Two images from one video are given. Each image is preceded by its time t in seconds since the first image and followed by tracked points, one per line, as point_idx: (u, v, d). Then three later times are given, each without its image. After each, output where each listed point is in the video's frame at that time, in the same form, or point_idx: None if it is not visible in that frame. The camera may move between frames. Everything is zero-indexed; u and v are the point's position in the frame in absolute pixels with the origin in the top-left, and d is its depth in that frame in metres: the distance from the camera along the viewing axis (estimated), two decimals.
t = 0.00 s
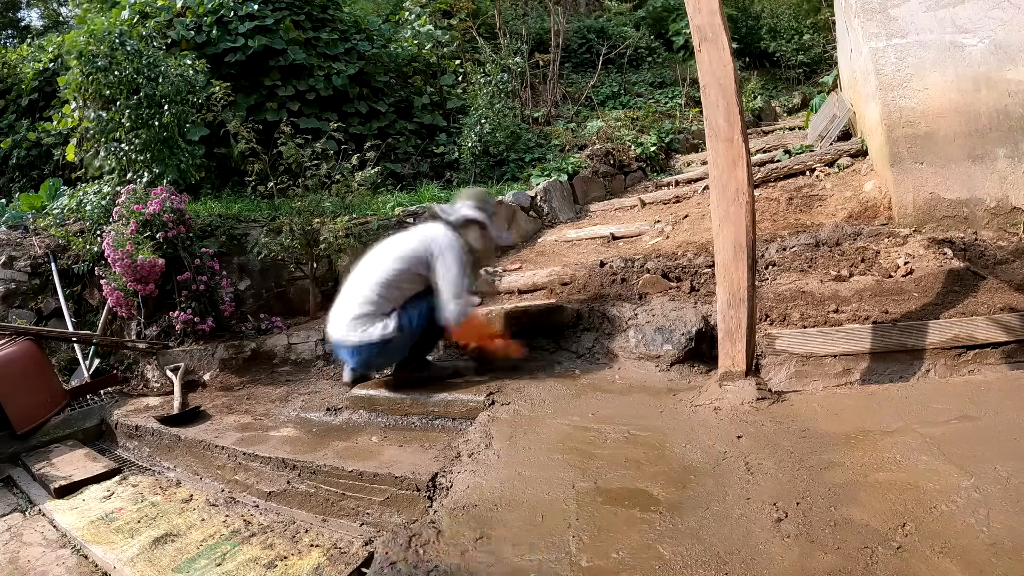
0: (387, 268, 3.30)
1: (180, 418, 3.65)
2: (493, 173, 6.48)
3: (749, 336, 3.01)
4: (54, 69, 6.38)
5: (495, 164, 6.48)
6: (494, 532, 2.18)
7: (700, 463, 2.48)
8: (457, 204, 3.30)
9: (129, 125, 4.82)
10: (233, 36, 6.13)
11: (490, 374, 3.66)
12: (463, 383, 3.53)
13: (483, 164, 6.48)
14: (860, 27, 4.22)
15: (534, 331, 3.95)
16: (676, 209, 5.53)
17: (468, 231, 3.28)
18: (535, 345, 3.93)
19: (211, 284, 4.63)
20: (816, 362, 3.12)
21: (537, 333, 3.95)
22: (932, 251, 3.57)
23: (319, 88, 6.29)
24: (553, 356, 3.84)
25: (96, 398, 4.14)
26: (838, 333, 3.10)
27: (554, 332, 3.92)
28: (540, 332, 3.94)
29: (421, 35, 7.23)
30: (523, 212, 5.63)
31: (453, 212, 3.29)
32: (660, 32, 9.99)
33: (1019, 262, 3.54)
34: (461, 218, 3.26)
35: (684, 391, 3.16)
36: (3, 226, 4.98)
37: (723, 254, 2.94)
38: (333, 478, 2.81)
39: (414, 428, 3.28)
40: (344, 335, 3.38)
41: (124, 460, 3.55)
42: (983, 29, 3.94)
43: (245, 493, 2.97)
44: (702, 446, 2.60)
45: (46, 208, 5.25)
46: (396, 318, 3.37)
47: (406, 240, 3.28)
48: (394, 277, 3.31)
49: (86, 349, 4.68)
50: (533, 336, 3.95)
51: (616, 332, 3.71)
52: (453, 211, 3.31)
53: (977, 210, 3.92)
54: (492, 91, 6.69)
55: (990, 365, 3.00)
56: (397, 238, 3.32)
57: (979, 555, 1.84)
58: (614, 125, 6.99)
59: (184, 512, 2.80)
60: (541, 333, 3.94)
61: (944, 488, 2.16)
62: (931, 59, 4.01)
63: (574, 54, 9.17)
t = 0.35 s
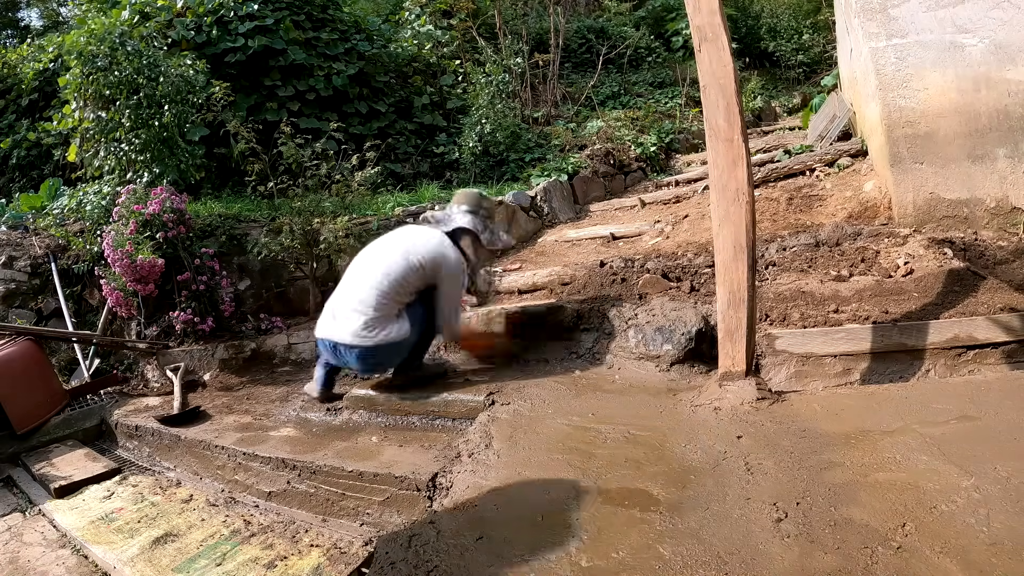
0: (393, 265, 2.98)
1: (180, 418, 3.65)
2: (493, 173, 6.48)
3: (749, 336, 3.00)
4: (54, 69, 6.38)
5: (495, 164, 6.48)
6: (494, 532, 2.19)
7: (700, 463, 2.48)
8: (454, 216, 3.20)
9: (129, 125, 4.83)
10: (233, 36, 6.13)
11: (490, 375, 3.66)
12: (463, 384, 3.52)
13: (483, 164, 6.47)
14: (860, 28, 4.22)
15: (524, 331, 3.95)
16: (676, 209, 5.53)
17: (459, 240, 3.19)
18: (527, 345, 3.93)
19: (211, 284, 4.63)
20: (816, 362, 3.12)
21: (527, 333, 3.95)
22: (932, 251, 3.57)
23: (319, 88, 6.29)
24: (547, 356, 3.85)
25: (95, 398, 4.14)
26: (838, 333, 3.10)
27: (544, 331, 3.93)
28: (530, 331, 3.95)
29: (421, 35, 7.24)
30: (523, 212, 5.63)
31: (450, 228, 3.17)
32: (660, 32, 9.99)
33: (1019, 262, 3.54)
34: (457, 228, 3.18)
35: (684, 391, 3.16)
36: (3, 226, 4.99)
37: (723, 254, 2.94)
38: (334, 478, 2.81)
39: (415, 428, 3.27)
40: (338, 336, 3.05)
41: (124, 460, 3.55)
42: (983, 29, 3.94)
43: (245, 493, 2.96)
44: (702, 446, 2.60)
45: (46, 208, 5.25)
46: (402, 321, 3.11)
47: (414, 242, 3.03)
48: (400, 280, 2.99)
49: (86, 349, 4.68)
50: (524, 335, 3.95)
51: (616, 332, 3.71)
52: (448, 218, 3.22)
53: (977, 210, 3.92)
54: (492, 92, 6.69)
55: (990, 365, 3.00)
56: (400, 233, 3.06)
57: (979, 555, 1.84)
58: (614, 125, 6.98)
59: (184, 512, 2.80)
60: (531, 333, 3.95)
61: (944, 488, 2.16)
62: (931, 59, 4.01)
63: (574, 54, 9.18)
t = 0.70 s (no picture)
0: (392, 265, 2.98)
1: (180, 418, 3.65)
2: (493, 173, 6.48)
3: (750, 336, 3.00)
4: (53, 69, 6.37)
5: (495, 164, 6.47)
6: (494, 532, 2.19)
7: (700, 463, 2.48)
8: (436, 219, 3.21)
9: (129, 125, 4.82)
10: (233, 36, 6.12)
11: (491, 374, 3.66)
12: (464, 384, 3.52)
13: (483, 164, 6.47)
14: (860, 28, 4.22)
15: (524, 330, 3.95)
16: (676, 209, 5.53)
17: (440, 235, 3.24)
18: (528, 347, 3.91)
19: (211, 284, 4.63)
20: (816, 362, 3.12)
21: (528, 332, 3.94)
22: (933, 251, 3.56)
23: (319, 88, 6.29)
24: (547, 356, 3.85)
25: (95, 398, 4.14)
26: (838, 333, 3.10)
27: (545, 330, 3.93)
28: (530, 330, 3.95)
29: (421, 35, 7.24)
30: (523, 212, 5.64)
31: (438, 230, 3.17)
32: (660, 32, 9.99)
33: (1019, 262, 3.54)
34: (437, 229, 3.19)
35: (685, 391, 3.16)
36: (3, 226, 4.99)
37: (723, 254, 2.94)
38: (334, 478, 2.81)
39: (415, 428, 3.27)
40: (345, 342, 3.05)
41: (124, 460, 3.55)
42: (984, 29, 3.94)
43: (245, 493, 2.96)
44: (702, 446, 2.60)
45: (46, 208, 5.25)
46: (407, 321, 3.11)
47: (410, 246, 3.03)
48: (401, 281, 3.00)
49: (86, 349, 4.67)
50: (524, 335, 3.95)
51: (616, 332, 3.71)
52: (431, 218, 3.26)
53: (977, 210, 3.91)
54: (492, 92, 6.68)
55: (990, 365, 3.00)
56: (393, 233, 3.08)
57: (979, 555, 1.84)
58: (614, 125, 6.98)
59: (184, 512, 2.80)
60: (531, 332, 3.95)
61: (944, 488, 2.16)
62: (931, 59, 4.01)
63: (574, 54, 9.18)
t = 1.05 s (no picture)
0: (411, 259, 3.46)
1: (180, 418, 3.65)
2: (493, 173, 6.47)
3: (750, 336, 3.01)
4: (54, 68, 6.37)
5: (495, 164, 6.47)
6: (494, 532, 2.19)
7: (700, 463, 2.48)
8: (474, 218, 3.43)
9: (129, 125, 4.82)
10: (233, 36, 6.12)
11: (490, 373, 3.69)
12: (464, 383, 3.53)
13: (483, 164, 6.47)
14: (860, 27, 4.22)
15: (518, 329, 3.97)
16: (676, 209, 5.53)
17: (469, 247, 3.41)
18: (524, 345, 3.94)
19: (211, 284, 4.63)
20: (816, 362, 3.12)
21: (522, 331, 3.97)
22: (932, 251, 3.56)
23: (319, 88, 6.28)
24: (547, 356, 3.87)
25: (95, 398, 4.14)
26: (838, 333, 3.10)
27: (542, 329, 3.95)
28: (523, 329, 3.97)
29: (421, 35, 7.24)
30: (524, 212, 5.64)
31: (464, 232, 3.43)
32: (660, 32, 9.99)
33: (1019, 262, 3.54)
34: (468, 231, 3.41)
35: (685, 391, 3.16)
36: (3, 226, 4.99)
37: (724, 254, 2.94)
38: (333, 478, 2.80)
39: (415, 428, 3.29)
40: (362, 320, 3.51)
41: (124, 460, 3.55)
42: (984, 29, 3.94)
43: (245, 493, 2.96)
44: (702, 446, 2.60)
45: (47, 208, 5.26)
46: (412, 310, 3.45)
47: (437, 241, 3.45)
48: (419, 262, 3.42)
49: (86, 349, 4.68)
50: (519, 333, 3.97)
51: (616, 332, 3.72)
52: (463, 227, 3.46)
53: (977, 210, 3.91)
54: (492, 92, 6.69)
55: (990, 365, 3.00)
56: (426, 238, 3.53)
57: (980, 555, 1.84)
58: (614, 125, 6.99)
59: (184, 512, 2.80)
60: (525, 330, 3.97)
61: (944, 488, 2.16)
62: (931, 59, 4.01)
63: (574, 54, 9.18)
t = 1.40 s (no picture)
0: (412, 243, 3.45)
1: (180, 418, 3.64)
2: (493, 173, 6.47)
3: (750, 336, 3.00)
4: (54, 68, 6.37)
5: (495, 164, 6.47)
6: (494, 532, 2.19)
7: (700, 463, 2.48)
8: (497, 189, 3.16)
9: (129, 125, 4.82)
10: (233, 36, 6.13)
11: (490, 373, 3.68)
12: (464, 383, 3.52)
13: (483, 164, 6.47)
14: (860, 27, 4.22)
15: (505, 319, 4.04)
16: (676, 209, 5.53)
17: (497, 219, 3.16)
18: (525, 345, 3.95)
19: (211, 284, 4.63)
20: (816, 362, 3.12)
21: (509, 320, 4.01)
22: (932, 251, 3.56)
23: (319, 88, 6.28)
24: (547, 356, 3.87)
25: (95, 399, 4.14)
26: (838, 333, 3.10)
27: (538, 321, 3.97)
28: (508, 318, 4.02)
29: (421, 36, 7.25)
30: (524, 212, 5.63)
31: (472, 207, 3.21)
32: (660, 32, 9.99)
33: (1019, 262, 3.54)
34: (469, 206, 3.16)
35: (685, 391, 3.15)
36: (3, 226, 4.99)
37: (723, 254, 2.94)
38: (333, 478, 2.79)
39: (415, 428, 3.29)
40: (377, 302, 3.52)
41: (124, 460, 3.55)
42: (984, 29, 3.95)
43: (245, 493, 2.96)
44: (701, 446, 2.60)
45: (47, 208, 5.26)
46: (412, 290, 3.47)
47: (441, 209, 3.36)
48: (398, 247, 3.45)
49: (86, 349, 4.68)
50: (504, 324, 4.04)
51: (616, 332, 3.72)
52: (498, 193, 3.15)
53: (977, 210, 3.91)
54: (492, 92, 6.69)
55: (990, 365, 3.00)
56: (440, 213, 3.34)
57: (979, 555, 1.84)
58: (614, 125, 6.99)
59: (184, 512, 2.81)
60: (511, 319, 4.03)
61: (943, 488, 2.16)
62: (931, 59, 4.01)
63: (574, 54, 9.18)
